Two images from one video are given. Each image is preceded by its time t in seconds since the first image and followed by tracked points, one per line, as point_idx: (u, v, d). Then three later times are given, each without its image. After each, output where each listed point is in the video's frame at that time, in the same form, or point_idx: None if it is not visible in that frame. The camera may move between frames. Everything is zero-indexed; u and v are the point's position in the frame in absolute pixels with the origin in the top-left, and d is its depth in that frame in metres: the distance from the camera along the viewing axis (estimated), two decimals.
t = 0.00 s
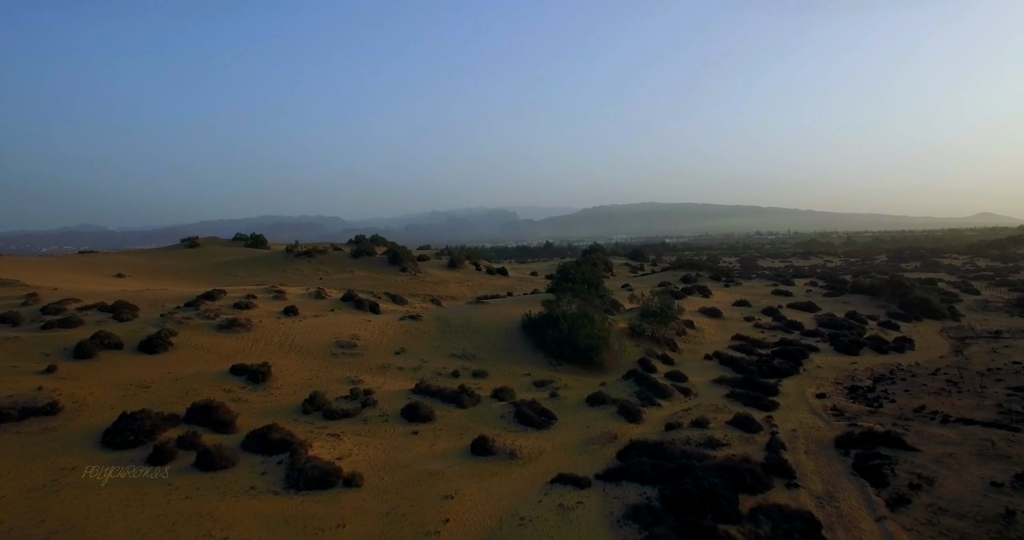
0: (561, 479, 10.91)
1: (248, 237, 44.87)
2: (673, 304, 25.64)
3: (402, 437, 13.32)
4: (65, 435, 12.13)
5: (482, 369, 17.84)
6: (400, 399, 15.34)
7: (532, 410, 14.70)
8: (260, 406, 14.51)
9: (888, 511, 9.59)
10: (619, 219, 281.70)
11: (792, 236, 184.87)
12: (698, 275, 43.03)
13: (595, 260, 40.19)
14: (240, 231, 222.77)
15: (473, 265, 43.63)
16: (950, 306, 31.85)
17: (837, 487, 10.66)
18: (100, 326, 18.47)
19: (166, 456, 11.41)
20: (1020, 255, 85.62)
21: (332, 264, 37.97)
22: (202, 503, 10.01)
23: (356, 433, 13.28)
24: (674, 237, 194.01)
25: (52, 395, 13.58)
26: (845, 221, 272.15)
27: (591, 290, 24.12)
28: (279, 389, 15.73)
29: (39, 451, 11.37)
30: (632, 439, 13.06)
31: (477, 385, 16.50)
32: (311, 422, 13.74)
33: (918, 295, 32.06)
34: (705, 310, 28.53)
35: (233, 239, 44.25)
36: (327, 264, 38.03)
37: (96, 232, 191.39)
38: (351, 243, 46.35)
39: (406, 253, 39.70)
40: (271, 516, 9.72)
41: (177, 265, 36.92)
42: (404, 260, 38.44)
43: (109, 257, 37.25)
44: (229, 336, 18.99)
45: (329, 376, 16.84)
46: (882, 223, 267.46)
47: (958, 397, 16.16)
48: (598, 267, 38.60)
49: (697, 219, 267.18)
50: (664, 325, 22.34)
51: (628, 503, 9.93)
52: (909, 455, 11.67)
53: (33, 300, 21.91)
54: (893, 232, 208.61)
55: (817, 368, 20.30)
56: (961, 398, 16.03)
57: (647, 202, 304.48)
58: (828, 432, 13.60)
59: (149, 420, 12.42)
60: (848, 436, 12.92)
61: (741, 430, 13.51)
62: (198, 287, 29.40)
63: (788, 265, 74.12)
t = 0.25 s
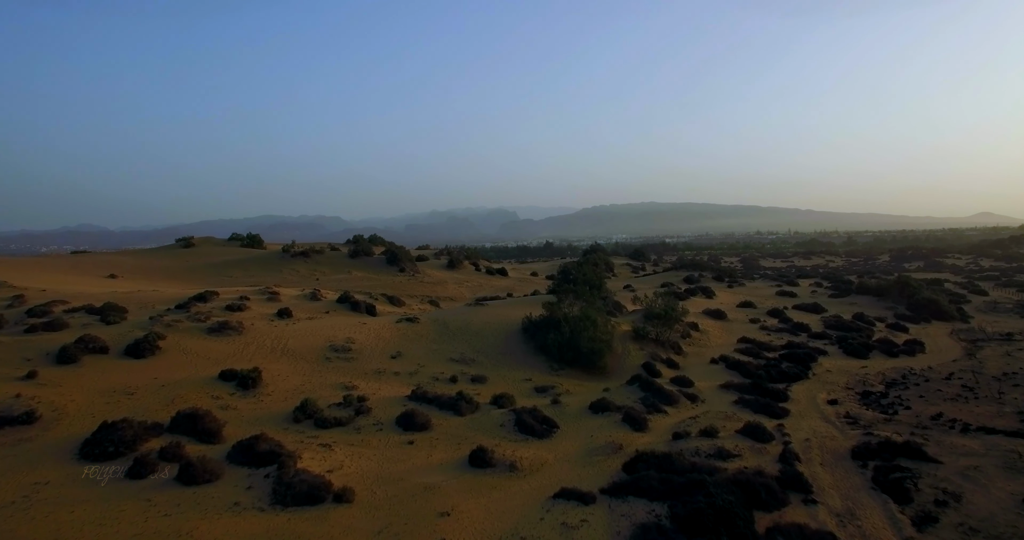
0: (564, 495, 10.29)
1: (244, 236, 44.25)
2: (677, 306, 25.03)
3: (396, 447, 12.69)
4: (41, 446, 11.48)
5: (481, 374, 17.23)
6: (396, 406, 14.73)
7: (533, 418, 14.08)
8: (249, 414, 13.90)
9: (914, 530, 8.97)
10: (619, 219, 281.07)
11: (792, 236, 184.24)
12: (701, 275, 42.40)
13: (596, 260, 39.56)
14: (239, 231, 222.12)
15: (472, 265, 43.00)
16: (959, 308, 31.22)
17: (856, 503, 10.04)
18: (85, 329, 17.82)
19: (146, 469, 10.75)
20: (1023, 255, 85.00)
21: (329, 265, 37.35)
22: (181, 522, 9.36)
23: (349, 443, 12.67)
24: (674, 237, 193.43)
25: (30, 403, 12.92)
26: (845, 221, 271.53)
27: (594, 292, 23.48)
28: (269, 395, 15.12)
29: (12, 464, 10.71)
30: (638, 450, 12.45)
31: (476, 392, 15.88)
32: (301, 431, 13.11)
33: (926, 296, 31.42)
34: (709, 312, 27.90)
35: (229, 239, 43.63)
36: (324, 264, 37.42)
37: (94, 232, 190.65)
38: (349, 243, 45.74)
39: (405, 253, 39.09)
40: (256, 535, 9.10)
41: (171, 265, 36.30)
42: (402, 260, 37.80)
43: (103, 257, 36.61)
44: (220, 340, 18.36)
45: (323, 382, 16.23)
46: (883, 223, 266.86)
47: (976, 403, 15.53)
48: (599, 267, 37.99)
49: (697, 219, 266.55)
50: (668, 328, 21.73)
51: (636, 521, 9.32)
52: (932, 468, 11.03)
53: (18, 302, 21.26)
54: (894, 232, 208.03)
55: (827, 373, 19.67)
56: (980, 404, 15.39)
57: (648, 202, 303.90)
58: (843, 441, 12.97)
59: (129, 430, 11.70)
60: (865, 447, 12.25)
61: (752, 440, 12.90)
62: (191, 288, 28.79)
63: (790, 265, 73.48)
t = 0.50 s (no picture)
0: (568, 512, 9.67)
1: (240, 236, 43.62)
2: (681, 307, 24.38)
3: (390, 459, 12.06)
4: (13, 459, 10.82)
5: (480, 380, 16.59)
6: (391, 415, 14.10)
7: (534, 427, 13.44)
8: (237, 423, 13.27)
9: None
10: (619, 219, 280.46)
11: (793, 235, 183.61)
12: (703, 276, 41.77)
13: (598, 260, 38.91)
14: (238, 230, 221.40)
15: (472, 266, 42.35)
16: (968, 309, 30.58)
17: (879, 521, 9.42)
18: (69, 333, 17.17)
19: (124, 483, 10.10)
20: None
21: (326, 265, 36.70)
22: None
23: (341, 455, 12.04)
24: (674, 238, 192.88)
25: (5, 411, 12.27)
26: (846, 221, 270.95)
27: (596, 294, 22.85)
28: (259, 403, 14.48)
29: None
30: (644, 463, 11.83)
31: (475, 399, 15.26)
32: (291, 442, 12.48)
33: (935, 297, 30.77)
34: (713, 313, 27.27)
35: (224, 239, 42.99)
36: (321, 264, 36.77)
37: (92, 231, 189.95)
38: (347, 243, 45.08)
39: (403, 253, 38.43)
40: None
41: (164, 266, 35.68)
42: (400, 260, 37.18)
43: (95, 258, 35.96)
44: (209, 344, 17.72)
45: (315, 388, 15.60)
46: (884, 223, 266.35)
47: (995, 410, 14.89)
48: (601, 268, 37.35)
49: (697, 219, 265.89)
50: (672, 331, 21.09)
51: None
52: (958, 482, 10.39)
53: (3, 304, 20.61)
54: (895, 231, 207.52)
55: (838, 377, 19.05)
56: (1000, 412, 14.74)
57: (648, 201, 303.22)
58: (860, 452, 12.34)
59: (108, 441, 11.07)
60: (886, 458, 11.59)
61: (765, 450, 12.28)
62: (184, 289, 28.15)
63: (792, 265, 72.90)
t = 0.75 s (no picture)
0: (573, 532, 9.04)
1: (236, 236, 42.99)
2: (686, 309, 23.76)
3: (384, 472, 11.44)
4: None
5: (479, 386, 15.97)
6: (385, 423, 13.48)
7: (536, 437, 12.81)
8: (223, 433, 12.64)
9: None
10: (619, 218, 279.81)
11: (793, 235, 183.06)
12: (706, 277, 41.14)
13: (599, 261, 38.26)
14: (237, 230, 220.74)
15: (471, 266, 41.72)
16: (977, 311, 29.97)
17: None
18: (53, 337, 16.52)
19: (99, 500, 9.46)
20: None
21: (322, 266, 36.06)
22: None
23: (332, 468, 11.42)
24: (674, 238, 192.25)
25: None
26: (846, 221, 270.41)
27: (599, 296, 22.22)
28: (247, 411, 13.85)
29: None
30: (652, 476, 11.20)
31: (473, 406, 14.64)
32: (280, 453, 11.86)
33: (943, 298, 30.16)
34: (718, 315, 26.65)
35: (220, 239, 42.33)
36: (317, 265, 36.14)
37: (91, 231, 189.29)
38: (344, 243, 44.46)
39: (401, 253, 37.80)
40: None
41: (158, 266, 35.05)
42: (398, 260, 36.54)
43: (87, 258, 35.30)
44: (199, 348, 17.09)
45: (307, 395, 14.97)
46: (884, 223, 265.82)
47: (1016, 418, 14.27)
48: (602, 268, 36.72)
49: (698, 219, 265.31)
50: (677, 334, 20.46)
51: None
52: (987, 498, 9.76)
53: None
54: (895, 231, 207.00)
55: (849, 382, 18.42)
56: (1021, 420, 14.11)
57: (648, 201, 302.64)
58: (879, 463, 11.72)
59: (85, 454, 10.43)
60: (906, 470, 10.90)
61: (779, 462, 11.66)
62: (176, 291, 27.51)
63: (793, 265, 72.33)
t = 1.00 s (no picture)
0: None
1: (232, 237, 42.34)
2: (691, 312, 23.12)
3: (377, 487, 10.80)
4: None
5: (478, 393, 15.34)
6: (379, 434, 12.84)
7: (537, 448, 12.18)
8: (208, 444, 11.99)
9: None
10: (619, 218, 279.12)
11: (794, 235, 182.44)
12: (709, 278, 40.50)
13: (600, 261, 37.65)
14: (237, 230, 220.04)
15: (470, 267, 41.08)
16: (988, 313, 29.31)
17: None
18: (34, 342, 15.89)
19: (71, 519, 8.82)
20: None
21: (319, 267, 35.43)
22: None
23: (322, 482, 10.78)
24: (675, 238, 191.54)
25: None
26: (847, 221, 269.77)
27: (602, 298, 21.57)
28: (234, 420, 13.20)
29: None
30: (662, 493, 10.56)
31: (472, 415, 14.00)
32: (267, 466, 11.22)
33: (953, 300, 29.50)
34: (724, 318, 26.01)
35: (216, 239, 41.72)
36: (314, 266, 35.51)
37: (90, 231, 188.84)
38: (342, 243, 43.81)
39: (399, 254, 37.15)
40: None
41: (152, 267, 34.39)
42: (396, 261, 35.90)
43: (80, 259, 34.68)
44: (187, 353, 16.43)
45: (298, 403, 14.33)
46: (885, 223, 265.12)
47: None
48: (604, 269, 36.09)
49: (698, 218, 264.65)
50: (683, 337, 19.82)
51: None
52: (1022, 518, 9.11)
53: None
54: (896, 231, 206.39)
55: (861, 387, 17.78)
56: None
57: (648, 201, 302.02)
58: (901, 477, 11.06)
59: (58, 469, 9.78)
60: (932, 486, 10.24)
61: (794, 476, 11.02)
62: (168, 292, 26.89)
63: (797, 265, 71.63)
